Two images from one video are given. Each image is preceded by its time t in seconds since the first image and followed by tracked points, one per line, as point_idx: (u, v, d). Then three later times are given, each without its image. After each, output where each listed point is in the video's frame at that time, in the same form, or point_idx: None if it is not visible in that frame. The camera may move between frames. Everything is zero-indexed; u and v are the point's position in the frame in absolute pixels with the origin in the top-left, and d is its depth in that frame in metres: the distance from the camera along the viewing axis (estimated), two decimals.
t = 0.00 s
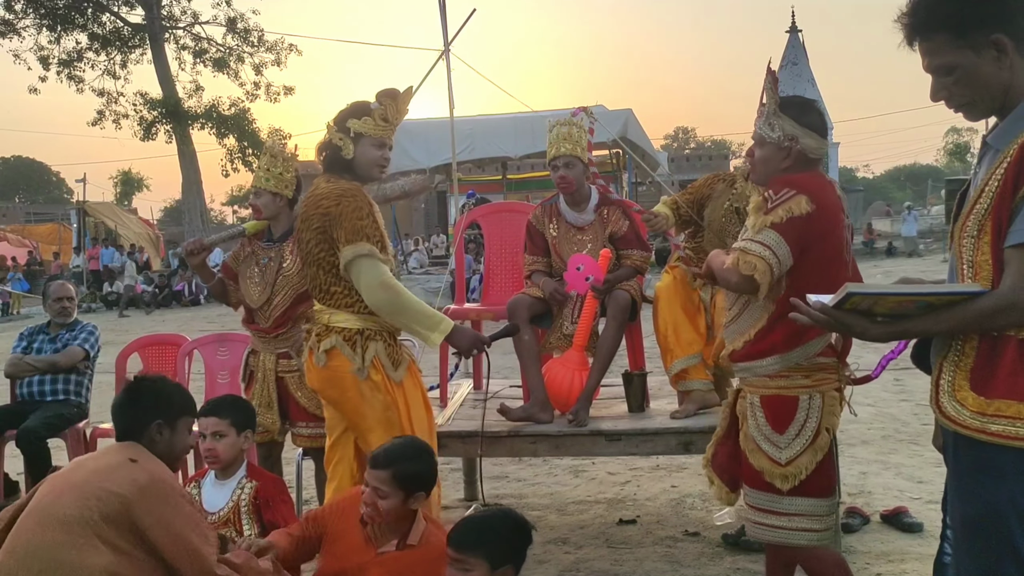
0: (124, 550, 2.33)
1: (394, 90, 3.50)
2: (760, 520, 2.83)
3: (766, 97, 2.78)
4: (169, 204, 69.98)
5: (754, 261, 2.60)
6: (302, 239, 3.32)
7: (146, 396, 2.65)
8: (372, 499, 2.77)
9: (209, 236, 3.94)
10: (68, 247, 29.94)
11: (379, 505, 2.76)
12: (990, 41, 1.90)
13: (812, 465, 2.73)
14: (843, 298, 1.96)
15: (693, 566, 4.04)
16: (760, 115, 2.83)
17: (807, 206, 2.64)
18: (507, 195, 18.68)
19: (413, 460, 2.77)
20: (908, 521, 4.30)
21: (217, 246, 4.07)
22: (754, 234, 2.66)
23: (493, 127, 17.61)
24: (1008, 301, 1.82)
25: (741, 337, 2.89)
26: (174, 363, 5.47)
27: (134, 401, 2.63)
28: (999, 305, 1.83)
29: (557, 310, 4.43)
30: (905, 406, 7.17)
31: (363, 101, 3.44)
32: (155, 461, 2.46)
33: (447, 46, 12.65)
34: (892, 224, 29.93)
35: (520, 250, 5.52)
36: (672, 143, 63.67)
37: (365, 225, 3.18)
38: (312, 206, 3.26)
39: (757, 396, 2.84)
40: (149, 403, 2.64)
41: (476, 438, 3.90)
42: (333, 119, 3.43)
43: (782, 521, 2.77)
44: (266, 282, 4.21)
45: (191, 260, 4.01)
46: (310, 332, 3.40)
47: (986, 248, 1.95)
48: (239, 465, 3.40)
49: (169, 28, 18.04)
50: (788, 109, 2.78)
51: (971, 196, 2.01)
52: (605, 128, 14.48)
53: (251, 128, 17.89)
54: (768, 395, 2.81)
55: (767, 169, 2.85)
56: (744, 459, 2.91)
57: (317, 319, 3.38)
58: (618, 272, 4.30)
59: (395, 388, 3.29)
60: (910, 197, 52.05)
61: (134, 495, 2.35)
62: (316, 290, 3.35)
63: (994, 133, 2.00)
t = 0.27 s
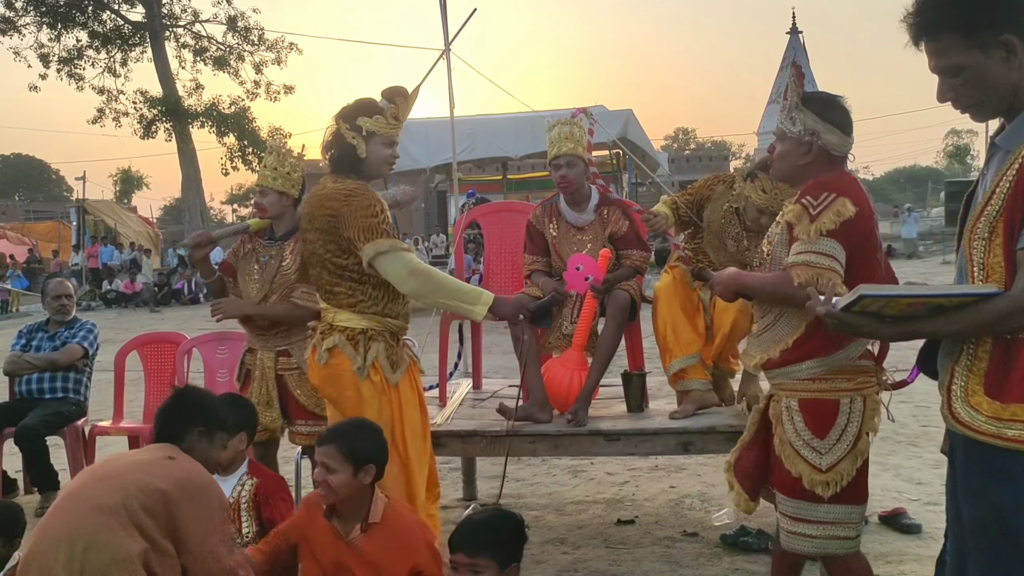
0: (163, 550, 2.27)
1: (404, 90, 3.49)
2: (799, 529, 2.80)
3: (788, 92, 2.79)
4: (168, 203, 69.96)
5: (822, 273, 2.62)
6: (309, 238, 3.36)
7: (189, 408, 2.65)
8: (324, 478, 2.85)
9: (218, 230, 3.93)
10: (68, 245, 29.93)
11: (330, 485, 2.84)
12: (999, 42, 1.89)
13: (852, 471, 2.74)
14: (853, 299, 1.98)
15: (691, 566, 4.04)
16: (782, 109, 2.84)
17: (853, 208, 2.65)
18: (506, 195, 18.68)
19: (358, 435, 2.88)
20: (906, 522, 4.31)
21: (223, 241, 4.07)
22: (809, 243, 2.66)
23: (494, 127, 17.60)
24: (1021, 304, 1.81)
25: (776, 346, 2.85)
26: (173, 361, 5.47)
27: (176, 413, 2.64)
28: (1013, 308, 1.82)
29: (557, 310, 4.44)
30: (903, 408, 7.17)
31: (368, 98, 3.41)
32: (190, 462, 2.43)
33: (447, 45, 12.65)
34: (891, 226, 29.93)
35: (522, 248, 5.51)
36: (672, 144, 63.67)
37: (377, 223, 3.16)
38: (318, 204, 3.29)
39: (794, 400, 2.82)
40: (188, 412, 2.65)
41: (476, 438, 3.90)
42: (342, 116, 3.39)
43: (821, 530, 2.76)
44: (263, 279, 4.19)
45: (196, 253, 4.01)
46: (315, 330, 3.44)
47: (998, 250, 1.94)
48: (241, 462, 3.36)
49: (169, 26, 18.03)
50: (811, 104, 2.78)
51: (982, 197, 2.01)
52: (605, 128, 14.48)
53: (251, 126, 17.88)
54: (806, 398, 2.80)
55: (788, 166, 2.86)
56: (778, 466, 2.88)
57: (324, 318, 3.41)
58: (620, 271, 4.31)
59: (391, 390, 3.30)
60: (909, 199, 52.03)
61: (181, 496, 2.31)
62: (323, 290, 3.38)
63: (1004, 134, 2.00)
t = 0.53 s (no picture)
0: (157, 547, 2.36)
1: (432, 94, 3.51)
2: (828, 532, 2.85)
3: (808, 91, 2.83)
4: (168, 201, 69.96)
5: (830, 278, 2.64)
6: (343, 234, 3.29)
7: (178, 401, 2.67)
8: (303, 460, 2.90)
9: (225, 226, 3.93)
10: (67, 242, 29.92)
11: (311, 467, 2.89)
12: (1010, 45, 1.86)
13: (879, 474, 2.78)
14: (859, 305, 1.93)
15: (690, 568, 4.05)
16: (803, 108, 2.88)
17: (876, 212, 2.64)
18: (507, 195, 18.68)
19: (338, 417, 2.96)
20: (905, 525, 4.31)
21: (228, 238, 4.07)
22: (823, 244, 2.68)
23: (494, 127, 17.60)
24: None
25: (801, 348, 2.95)
26: (172, 359, 5.47)
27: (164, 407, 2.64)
28: None
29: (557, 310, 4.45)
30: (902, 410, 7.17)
31: (398, 98, 3.41)
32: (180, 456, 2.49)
33: (449, 45, 12.65)
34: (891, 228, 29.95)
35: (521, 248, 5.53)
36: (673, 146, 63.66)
37: (424, 220, 3.17)
38: (357, 201, 3.22)
39: (822, 400, 2.86)
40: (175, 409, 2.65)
41: (476, 438, 3.91)
42: (370, 116, 3.39)
43: (850, 534, 2.81)
44: (260, 279, 4.20)
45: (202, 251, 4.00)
46: (341, 328, 3.40)
47: (1013, 256, 1.89)
48: (246, 466, 3.37)
49: (170, 24, 18.02)
50: (831, 102, 2.80)
51: (994, 203, 1.95)
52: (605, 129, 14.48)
53: (251, 124, 17.87)
54: (835, 399, 2.82)
55: (813, 166, 2.85)
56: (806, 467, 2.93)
57: (351, 316, 3.38)
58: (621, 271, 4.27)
59: (423, 387, 3.37)
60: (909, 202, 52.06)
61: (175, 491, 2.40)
62: (353, 288, 3.36)
63: (1015, 139, 1.96)
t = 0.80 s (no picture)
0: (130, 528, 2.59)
1: (460, 95, 3.60)
2: (836, 529, 2.87)
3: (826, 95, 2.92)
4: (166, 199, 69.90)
5: (821, 279, 2.68)
6: (374, 233, 3.35)
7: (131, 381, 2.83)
8: (296, 455, 2.97)
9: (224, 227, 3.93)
10: (65, 240, 29.89)
11: (303, 460, 2.96)
12: (1017, 46, 1.84)
13: (887, 473, 2.79)
14: (876, 306, 1.90)
15: (686, 568, 4.05)
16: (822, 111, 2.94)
17: (871, 210, 2.67)
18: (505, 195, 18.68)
19: (334, 412, 3.02)
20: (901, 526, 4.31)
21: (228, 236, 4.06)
22: (819, 246, 2.74)
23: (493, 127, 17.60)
24: None
25: (815, 345, 2.95)
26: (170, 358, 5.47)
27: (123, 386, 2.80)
28: None
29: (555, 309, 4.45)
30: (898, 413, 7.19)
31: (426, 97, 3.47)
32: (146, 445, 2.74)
33: (448, 45, 12.67)
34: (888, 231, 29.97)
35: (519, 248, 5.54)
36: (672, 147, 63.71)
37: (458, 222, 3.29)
38: (392, 202, 3.30)
39: (832, 398, 2.88)
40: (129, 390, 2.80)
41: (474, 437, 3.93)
42: (393, 116, 3.44)
43: (857, 533, 2.82)
44: (258, 279, 4.20)
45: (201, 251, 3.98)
46: (365, 326, 3.43)
47: None
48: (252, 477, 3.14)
49: (169, 22, 18.01)
50: (845, 104, 2.85)
51: (1002, 207, 1.91)
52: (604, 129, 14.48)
53: (250, 123, 17.87)
54: (846, 398, 2.84)
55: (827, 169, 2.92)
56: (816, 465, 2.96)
57: (377, 314, 3.42)
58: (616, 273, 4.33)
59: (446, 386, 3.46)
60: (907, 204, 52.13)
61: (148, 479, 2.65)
62: (381, 287, 3.41)
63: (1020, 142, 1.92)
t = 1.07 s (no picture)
0: (99, 529, 2.55)
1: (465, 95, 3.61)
2: (821, 526, 2.89)
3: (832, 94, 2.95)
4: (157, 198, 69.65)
5: (831, 271, 2.70)
6: (380, 233, 3.32)
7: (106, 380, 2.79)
8: (279, 461, 3.00)
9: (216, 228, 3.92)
10: (54, 239, 29.73)
11: (285, 469, 2.99)
12: (1015, 48, 1.81)
13: (873, 471, 2.79)
14: (882, 310, 1.91)
15: (675, 568, 4.06)
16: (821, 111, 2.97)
17: (854, 204, 2.71)
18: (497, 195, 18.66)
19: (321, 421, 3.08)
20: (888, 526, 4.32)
21: (217, 236, 4.03)
22: (817, 242, 2.74)
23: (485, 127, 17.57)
24: None
25: (808, 345, 2.98)
26: (159, 357, 5.44)
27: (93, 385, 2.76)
28: None
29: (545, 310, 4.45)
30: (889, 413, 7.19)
31: (432, 96, 3.47)
32: (117, 443, 2.70)
33: (439, 45, 12.65)
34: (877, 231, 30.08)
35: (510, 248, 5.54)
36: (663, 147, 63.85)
37: (467, 225, 3.31)
38: (399, 203, 3.29)
39: (821, 396, 2.91)
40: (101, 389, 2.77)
41: (464, 437, 3.93)
42: (399, 115, 3.44)
43: (842, 530, 2.83)
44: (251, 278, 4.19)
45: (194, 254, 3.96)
46: (370, 323, 3.42)
47: (1022, 262, 1.83)
48: (227, 478, 3.19)
49: (159, 21, 17.92)
50: (840, 104, 2.87)
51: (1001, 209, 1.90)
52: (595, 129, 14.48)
53: (241, 122, 17.81)
54: (833, 396, 2.86)
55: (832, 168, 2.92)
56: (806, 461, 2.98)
57: (381, 313, 3.41)
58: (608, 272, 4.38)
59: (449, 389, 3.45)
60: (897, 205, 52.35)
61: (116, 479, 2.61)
62: (384, 286, 3.39)
63: (1020, 143, 1.91)
